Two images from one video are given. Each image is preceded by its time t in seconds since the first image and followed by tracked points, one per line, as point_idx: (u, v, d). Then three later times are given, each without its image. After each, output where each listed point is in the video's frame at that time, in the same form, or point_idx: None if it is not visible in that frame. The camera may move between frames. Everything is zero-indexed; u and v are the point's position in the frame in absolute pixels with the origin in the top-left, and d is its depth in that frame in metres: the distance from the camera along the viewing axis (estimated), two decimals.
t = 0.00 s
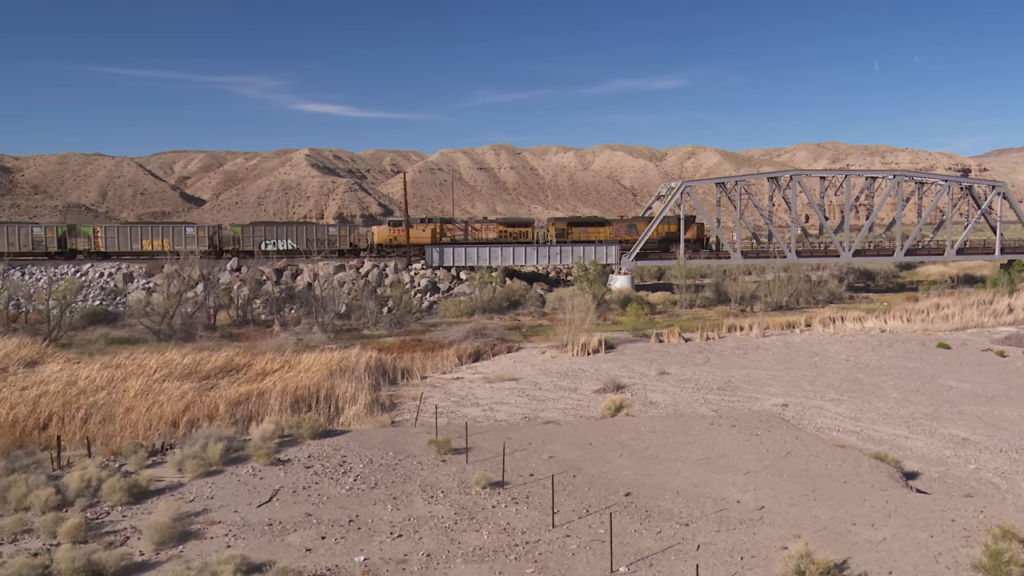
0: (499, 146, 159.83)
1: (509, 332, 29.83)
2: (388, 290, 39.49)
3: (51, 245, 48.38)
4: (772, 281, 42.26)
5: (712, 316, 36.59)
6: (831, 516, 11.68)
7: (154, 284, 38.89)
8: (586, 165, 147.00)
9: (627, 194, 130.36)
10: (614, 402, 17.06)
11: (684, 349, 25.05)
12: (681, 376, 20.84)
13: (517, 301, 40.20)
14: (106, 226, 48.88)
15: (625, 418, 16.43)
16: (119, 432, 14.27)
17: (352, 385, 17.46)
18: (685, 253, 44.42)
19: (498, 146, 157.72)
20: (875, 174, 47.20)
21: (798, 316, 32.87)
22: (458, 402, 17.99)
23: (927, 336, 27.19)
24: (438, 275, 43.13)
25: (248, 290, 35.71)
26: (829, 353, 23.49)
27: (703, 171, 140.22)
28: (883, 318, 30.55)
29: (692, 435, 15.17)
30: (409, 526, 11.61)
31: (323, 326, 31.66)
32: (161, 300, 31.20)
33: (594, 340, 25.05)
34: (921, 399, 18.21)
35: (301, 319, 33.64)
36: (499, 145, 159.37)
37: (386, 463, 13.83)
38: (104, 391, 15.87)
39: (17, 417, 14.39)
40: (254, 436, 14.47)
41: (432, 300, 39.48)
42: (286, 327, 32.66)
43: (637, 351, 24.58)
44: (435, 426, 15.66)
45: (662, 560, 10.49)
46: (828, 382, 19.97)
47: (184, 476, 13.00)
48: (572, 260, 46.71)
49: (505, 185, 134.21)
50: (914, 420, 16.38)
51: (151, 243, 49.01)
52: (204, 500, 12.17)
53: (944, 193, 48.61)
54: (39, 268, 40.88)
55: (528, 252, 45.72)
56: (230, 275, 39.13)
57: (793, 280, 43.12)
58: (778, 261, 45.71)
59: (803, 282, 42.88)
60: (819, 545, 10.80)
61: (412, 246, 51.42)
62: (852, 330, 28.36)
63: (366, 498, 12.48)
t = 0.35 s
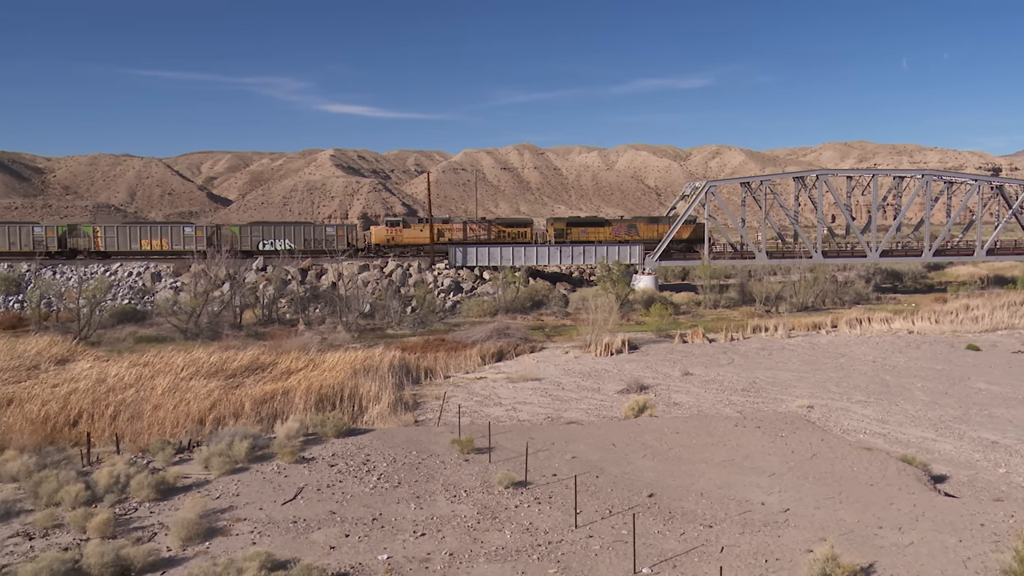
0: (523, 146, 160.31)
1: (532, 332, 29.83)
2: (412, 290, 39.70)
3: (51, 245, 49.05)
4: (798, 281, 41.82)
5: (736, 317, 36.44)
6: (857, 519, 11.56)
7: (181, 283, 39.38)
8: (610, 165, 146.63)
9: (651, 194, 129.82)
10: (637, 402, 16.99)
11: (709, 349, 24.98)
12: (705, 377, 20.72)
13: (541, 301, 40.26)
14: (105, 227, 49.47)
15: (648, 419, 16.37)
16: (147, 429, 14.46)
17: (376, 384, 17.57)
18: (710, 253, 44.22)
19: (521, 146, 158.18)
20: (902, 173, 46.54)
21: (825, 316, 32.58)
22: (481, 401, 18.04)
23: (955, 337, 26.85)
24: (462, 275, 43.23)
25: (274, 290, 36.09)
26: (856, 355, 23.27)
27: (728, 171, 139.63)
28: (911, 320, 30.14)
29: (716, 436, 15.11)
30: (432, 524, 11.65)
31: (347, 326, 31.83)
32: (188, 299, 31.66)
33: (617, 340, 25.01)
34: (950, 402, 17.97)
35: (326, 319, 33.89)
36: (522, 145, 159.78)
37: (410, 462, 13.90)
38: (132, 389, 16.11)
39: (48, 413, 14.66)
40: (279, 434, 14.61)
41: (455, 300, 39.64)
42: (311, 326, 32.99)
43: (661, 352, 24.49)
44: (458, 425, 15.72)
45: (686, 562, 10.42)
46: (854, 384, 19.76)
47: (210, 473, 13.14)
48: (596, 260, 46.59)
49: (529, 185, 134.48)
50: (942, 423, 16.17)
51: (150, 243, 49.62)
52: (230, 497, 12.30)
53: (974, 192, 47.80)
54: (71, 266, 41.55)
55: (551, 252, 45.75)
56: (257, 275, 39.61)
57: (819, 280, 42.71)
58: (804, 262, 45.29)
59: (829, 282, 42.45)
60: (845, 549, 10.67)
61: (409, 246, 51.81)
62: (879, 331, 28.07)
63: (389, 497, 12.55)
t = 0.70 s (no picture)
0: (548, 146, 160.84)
1: (555, 332, 29.83)
2: (436, 290, 39.96)
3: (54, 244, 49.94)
4: (825, 282, 41.44)
5: (762, 317, 36.17)
6: (884, 523, 11.42)
7: (208, 282, 39.84)
8: (634, 165, 146.21)
9: (675, 194, 129.31)
10: (661, 403, 16.93)
11: (733, 350, 24.85)
12: (729, 378, 20.62)
13: (564, 301, 40.26)
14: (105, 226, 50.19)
15: (672, 420, 16.32)
16: (175, 426, 14.66)
17: (400, 383, 17.65)
18: (735, 253, 43.99)
19: (546, 146, 158.92)
20: (931, 172, 45.84)
21: (852, 317, 32.23)
22: (504, 401, 18.09)
23: (986, 339, 26.49)
24: (485, 275, 43.33)
25: (299, 289, 36.45)
26: (884, 357, 23.03)
27: (754, 170, 139.10)
28: (940, 321, 29.78)
29: (741, 437, 15.02)
30: (456, 523, 11.69)
31: (371, 325, 32.00)
32: (215, 298, 32.11)
33: (641, 340, 24.95)
34: (980, 405, 17.71)
35: (350, 318, 34.15)
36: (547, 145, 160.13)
37: (433, 461, 13.95)
38: (160, 386, 16.34)
39: (79, 410, 14.92)
40: (304, 432, 14.75)
41: (478, 300, 39.81)
42: (336, 325, 33.27)
43: (685, 352, 24.41)
44: (481, 425, 15.76)
45: (710, 563, 10.36)
46: (881, 386, 19.54)
47: (236, 470, 13.27)
48: (620, 260, 46.52)
49: (553, 185, 134.72)
50: (973, 426, 15.94)
51: (149, 242, 50.38)
52: (256, 495, 12.42)
53: (1005, 192, 46.91)
54: (101, 265, 42.22)
55: (574, 252, 45.81)
56: (282, 274, 40.06)
57: (846, 280, 42.27)
58: (830, 262, 44.84)
59: (856, 283, 42.01)
60: (872, 552, 10.53)
61: (408, 245, 51.72)
62: (908, 332, 27.77)
63: (413, 495, 12.61)
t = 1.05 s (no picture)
0: (571, 146, 161.21)
1: (578, 332, 29.84)
2: (459, 289, 40.18)
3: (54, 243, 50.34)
4: (851, 282, 41.05)
5: (787, 318, 35.90)
6: (911, 526, 11.29)
7: (234, 281, 40.25)
8: (658, 164, 145.52)
9: (698, 194, 128.80)
10: (683, 404, 16.86)
11: (757, 351, 24.72)
12: (753, 379, 20.51)
13: (586, 301, 40.26)
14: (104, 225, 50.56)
15: (695, 420, 16.27)
16: (200, 424, 14.84)
17: (423, 382, 17.73)
18: (759, 253, 43.76)
19: (570, 146, 159.39)
20: (960, 172, 45.17)
21: (879, 318, 31.93)
22: (526, 401, 18.12)
23: (1017, 340, 26.16)
24: (508, 275, 43.54)
25: (323, 289, 36.77)
26: (911, 358, 22.81)
27: (779, 170, 138.51)
28: (968, 322, 29.43)
29: (765, 439, 14.94)
30: (478, 523, 11.71)
31: (395, 325, 32.15)
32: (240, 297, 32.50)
33: (664, 341, 24.88)
34: (1010, 407, 17.46)
35: (374, 317, 34.39)
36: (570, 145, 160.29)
37: (455, 460, 14.00)
38: (186, 384, 16.54)
39: (107, 407, 15.15)
40: (328, 431, 14.86)
41: (501, 300, 39.97)
42: (359, 324, 33.51)
43: (708, 353, 24.32)
44: (504, 425, 15.80)
45: (734, 565, 10.28)
46: (908, 387, 19.33)
47: (261, 468, 13.40)
48: (643, 260, 46.47)
49: (576, 185, 134.76)
50: (1002, 429, 15.73)
51: (148, 242, 50.76)
52: (280, 492, 12.52)
53: None
54: (129, 264, 42.81)
55: (597, 251, 45.85)
56: (307, 274, 40.47)
57: (872, 281, 41.86)
58: (855, 262, 44.41)
59: (882, 283, 41.60)
60: (898, 556, 10.40)
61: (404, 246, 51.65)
62: (935, 333, 27.51)
63: (435, 494, 12.65)
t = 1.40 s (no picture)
0: (594, 145, 161.20)
1: (600, 332, 29.84)
2: (481, 289, 40.32)
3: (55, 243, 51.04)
4: (876, 283, 40.62)
5: (811, 319, 35.62)
6: (937, 530, 11.16)
7: (258, 281, 40.58)
8: (681, 164, 144.79)
9: (721, 194, 128.32)
10: (706, 405, 16.77)
11: (781, 352, 24.54)
12: (777, 380, 20.36)
13: (608, 301, 40.20)
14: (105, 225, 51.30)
15: (718, 421, 16.20)
16: (225, 421, 15.02)
17: (445, 382, 17.79)
18: (783, 253, 43.45)
19: (592, 146, 159.49)
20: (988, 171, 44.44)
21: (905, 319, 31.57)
22: (548, 401, 18.13)
23: None
24: (530, 275, 43.70)
25: (346, 288, 37.04)
26: (938, 360, 22.54)
27: (804, 169, 137.67)
28: (997, 323, 28.96)
29: (789, 440, 14.85)
30: (499, 522, 11.73)
31: (417, 324, 32.28)
32: (264, 297, 32.84)
33: (686, 341, 24.79)
34: None
35: (396, 316, 34.57)
36: (592, 146, 160.18)
37: (477, 460, 14.04)
38: (211, 383, 16.73)
39: (133, 405, 15.36)
40: (350, 429, 14.96)
41: (523, 300, 40.07)
42: (382, 323, 33.69)
43: (731, 353, 24.18)
44: (526, 424, 15.82)
45: (757, 567, 10.21)
46: (935, 390, 19.09)
47: (284, 466, 13.51)
48: (665, 259, 46.32)
49: (598, 185, 134.56)
50: None
51: (147, 242, 51.42)
52: (303, 490, 12.61)
53: None
54: (156, 263, 43.31)
55: (620, 251, 45.82)
56: (330, 273, 40.83)
57: (898, 282, 41.38)
58: (881, 263, 43.94)
59: (909, 284, 41.13)
60: (925, 560, 10.28)
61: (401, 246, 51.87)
62: (963, 334, 27.19)
63: (457, 493, 12.68)
